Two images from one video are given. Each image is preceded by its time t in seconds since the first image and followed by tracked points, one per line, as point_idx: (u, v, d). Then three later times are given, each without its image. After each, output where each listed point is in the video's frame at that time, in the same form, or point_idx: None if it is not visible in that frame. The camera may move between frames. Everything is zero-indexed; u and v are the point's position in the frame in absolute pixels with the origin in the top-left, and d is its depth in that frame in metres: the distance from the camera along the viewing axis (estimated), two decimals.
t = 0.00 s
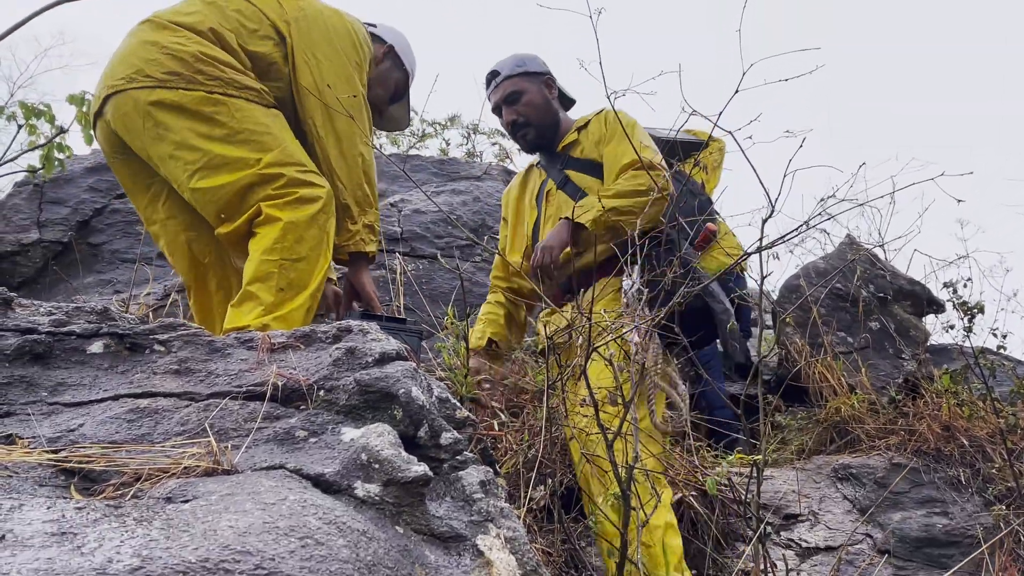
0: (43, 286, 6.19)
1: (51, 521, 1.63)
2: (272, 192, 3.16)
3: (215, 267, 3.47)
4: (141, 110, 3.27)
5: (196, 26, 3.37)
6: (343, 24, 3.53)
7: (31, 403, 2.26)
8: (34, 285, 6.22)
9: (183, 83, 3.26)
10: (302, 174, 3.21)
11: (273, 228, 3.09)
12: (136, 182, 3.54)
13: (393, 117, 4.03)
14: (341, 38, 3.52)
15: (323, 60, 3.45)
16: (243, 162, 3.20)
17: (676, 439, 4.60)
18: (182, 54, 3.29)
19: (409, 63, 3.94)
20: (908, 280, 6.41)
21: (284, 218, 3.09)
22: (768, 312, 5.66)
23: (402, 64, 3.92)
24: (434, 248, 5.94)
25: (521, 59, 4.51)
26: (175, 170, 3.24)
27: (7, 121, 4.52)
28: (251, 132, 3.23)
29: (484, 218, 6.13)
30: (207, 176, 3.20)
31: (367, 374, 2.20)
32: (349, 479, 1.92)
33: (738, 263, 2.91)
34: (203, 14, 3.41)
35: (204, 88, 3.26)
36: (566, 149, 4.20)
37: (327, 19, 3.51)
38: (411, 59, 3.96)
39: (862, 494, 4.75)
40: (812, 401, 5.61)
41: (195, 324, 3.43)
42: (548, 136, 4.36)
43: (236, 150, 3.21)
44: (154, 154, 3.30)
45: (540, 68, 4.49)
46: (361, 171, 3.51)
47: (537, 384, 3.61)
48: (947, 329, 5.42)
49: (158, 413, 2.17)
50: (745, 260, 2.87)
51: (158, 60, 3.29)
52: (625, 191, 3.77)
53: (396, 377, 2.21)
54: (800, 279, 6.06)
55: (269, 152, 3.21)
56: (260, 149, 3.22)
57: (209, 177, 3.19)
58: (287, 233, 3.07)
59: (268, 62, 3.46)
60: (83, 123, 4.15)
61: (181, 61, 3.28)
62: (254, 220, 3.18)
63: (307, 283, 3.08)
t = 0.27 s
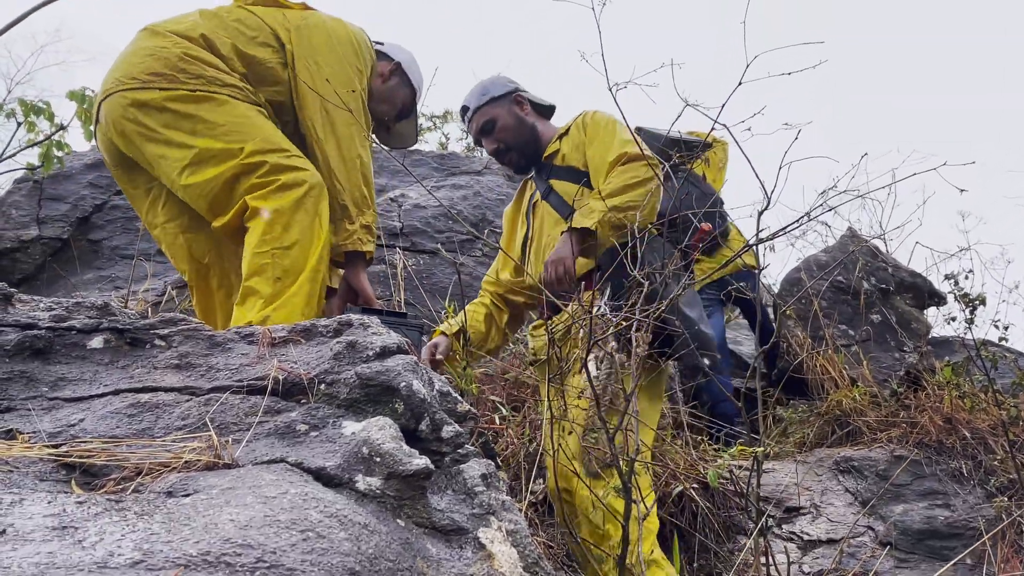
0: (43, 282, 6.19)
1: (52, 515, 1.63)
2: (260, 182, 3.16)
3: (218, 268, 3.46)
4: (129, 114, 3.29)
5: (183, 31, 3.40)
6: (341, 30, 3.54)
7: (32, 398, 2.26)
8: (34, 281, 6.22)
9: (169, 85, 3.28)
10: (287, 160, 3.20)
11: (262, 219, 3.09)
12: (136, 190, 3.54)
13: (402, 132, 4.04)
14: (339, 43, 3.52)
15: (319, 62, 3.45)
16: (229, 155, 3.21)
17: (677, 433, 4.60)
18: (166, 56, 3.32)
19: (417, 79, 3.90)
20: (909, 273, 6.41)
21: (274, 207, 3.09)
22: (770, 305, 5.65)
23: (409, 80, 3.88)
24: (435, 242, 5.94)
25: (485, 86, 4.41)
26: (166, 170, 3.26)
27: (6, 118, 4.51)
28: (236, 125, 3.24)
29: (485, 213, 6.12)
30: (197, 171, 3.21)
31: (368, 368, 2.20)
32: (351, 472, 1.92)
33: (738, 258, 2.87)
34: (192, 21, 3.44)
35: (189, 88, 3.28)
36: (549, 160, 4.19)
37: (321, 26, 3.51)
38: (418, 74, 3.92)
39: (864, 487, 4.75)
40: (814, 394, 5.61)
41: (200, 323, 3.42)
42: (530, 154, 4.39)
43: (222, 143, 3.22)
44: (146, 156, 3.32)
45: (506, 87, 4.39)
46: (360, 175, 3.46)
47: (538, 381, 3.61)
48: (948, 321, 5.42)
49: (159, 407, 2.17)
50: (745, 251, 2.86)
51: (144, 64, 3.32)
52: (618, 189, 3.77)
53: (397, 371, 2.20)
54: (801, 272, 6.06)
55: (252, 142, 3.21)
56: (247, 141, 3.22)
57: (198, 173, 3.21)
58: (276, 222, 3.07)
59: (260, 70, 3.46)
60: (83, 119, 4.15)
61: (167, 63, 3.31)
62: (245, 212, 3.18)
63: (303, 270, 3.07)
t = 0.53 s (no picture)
0: (46, 281, 6.20)
1: (53, 514, 1.63)
2: (262, 181, 3.17)
3: (223, 268, 3.47)
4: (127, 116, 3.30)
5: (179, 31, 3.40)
6: (331, 18, 3.53)
7: (33, 397, 2.26)
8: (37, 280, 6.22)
9: (168, 85, 3.29)
10: (287, 158, 3.20)
11: (266, 220, 3.10)
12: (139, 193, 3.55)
13: (409, 106, 4.02)
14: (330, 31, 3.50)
15: (315, 54, 3.45)
16: (230, 155, 3.21)
17: (680, 430, 4.60)
18: (164, 57, 3.33)
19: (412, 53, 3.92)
20: (912, 268, 6.40)
21: (278, 207, 3.10)
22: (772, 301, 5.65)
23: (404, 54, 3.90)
24: (437, 240, 5.94)
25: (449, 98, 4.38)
26: (168, 171, 3.27)
27: (7, 116, 4.51)
28: (236, 125, 3.24)
29: (486, 210, 6.12)
30: (199, 172, 3.22)
31: (369, 365, 2.20)
32: (352, 470, 1.92)
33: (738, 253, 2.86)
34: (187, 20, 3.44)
35: (188, 88, 3.28)
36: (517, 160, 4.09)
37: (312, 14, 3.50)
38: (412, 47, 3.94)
39: (867, 483, 4.75)
40: (816, 390, 5.61)
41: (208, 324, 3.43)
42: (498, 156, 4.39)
43: (223, 144, 3.23)
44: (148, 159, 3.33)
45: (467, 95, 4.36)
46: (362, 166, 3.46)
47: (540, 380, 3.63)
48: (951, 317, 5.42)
49: (161, 405, 2.17)
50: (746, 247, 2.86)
51: (143, 66, 3.33)
52: (617, 148, 3.77)
53: (398, 368, 2.20)
54: (803, 268, 6.06)
55: (252, 142, 3.21)
56: (247, 140, 3.22)
57: (201, 174, 3.21)
58: (281, 221, 3.08)
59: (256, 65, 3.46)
60: (84, 117, 4.15)
61: (165, 64, 3.31)
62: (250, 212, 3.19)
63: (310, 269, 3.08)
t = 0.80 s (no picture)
0: (50, 283, 6.21)
1: (57, 516, 1.64)
2: (256, 181, 3.17)
3: (217, 266, 3.47)
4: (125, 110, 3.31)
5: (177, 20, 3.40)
6: None
7: (37, 399, 2.27)
8: (42, 282, 6.23)
9: (165, 79, 3.29)
10: (283, 159, 3.20)
11: (259, 223, 3.10)
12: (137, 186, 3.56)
13: (409, 61, 4.07)
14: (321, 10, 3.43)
15: (302, 27, 3.38)
16: (225, 153, 3.21)
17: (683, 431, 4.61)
18: (162, 50, 3.32)
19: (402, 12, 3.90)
20: (915, 270, 6.40)
21: (272, 210, 3.10)
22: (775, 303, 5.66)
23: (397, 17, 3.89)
24: (441, 242, 5.95)
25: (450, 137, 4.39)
26: (164, 167, 3.27)
27: (11, 118, 4.52)
28: (232, 122, 3.24)
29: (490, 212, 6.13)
30: (194, 169, 3.22)
31: (372, 368, 2.20)
32: (355, 472, 1.92)
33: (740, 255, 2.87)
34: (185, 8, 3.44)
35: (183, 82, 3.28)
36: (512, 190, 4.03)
37: None
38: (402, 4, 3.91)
39: (871, 485, 4.74)
40: (820, 392, 5.60)
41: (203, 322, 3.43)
42: (496, 190, 4.40)
43: (218, 142, 3.23)
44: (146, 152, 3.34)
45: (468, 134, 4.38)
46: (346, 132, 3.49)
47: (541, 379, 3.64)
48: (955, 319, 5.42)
49: (165, 407, 2.18)
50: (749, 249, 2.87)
51: (141, 58, 3.33)
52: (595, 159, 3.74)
53: (401, 371, 2.22)
54: (807, 270, 6.06)
55: (247, 140, 3.22)
56: (243, 137, 3.22)
57: (195, 171, 3.21)
58: (274, 224, 3.08)
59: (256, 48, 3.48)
60: (88, 119, 4.15)
61: (163, 57, 3.31)
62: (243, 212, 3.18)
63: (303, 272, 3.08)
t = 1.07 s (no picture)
0: (56, 288, 6.22)
1: (62, 524, 1.64)
2: (251, 188, 3.19)
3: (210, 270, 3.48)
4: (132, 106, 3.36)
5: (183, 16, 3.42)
6: None
7: (43, 405, 2.27)
8: (48, 287, 6.25)
9: (168, 76, 3.32)
10: (281, 168, 3.22)
11: (252, 231, 3.11)
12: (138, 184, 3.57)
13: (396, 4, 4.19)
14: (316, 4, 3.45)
15: None
16: (224, 158, 3.23)
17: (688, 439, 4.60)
18: (171, 51, 3.35)
19: None
20: (921, 277, 6.39)
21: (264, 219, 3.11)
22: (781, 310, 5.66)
23: None
24: (446, 248, 5.95)
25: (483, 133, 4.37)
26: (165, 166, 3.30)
27: (18, 123, 4.53)
28: (232, 126, 3.27)
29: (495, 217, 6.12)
30: (192, 171, 3.24)
31: (377, 375, 2.20)
32: (360, 479, 1.92)
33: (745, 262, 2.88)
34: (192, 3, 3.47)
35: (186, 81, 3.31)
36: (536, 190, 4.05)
37: None
38: None
39: (877, 493, 4.73)
40: (825, 399, 5.60)
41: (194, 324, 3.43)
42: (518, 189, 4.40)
43: (219, 147, 3.25)
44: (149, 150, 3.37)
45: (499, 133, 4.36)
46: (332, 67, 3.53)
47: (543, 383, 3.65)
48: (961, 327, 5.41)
49: (171, 414, 2.18)
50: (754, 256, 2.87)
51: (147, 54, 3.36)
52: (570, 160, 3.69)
53: (406, 378, 2.21)
54: (812, 277, 6.05)
55: (248, 147, 3.24)
56: (244, 143, 3.25)
57: (192, 173, 3.23)
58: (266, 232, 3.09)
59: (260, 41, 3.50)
60: (94, 125, 4.16)
61: (169, 55, 3.34)
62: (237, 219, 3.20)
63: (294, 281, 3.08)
